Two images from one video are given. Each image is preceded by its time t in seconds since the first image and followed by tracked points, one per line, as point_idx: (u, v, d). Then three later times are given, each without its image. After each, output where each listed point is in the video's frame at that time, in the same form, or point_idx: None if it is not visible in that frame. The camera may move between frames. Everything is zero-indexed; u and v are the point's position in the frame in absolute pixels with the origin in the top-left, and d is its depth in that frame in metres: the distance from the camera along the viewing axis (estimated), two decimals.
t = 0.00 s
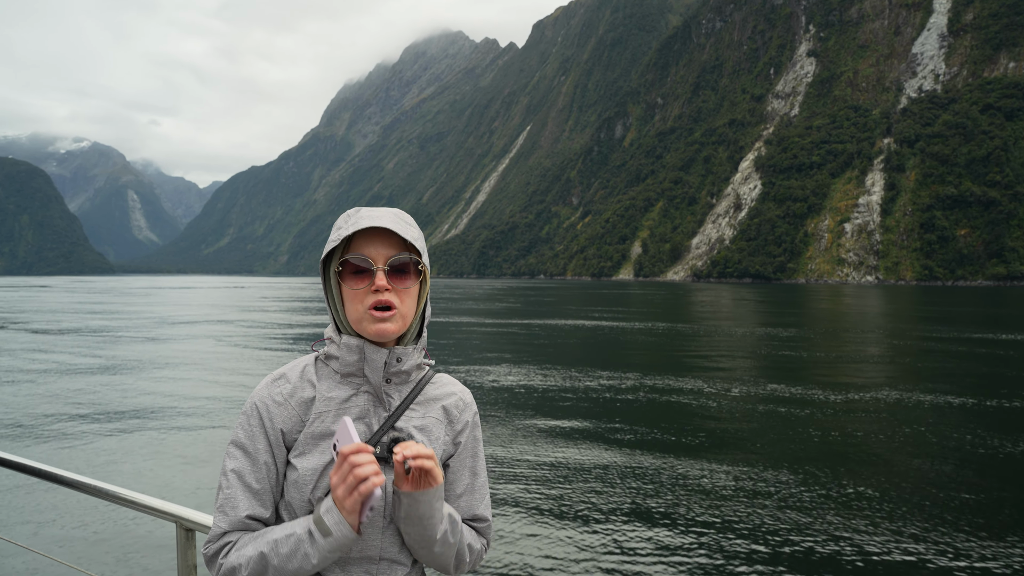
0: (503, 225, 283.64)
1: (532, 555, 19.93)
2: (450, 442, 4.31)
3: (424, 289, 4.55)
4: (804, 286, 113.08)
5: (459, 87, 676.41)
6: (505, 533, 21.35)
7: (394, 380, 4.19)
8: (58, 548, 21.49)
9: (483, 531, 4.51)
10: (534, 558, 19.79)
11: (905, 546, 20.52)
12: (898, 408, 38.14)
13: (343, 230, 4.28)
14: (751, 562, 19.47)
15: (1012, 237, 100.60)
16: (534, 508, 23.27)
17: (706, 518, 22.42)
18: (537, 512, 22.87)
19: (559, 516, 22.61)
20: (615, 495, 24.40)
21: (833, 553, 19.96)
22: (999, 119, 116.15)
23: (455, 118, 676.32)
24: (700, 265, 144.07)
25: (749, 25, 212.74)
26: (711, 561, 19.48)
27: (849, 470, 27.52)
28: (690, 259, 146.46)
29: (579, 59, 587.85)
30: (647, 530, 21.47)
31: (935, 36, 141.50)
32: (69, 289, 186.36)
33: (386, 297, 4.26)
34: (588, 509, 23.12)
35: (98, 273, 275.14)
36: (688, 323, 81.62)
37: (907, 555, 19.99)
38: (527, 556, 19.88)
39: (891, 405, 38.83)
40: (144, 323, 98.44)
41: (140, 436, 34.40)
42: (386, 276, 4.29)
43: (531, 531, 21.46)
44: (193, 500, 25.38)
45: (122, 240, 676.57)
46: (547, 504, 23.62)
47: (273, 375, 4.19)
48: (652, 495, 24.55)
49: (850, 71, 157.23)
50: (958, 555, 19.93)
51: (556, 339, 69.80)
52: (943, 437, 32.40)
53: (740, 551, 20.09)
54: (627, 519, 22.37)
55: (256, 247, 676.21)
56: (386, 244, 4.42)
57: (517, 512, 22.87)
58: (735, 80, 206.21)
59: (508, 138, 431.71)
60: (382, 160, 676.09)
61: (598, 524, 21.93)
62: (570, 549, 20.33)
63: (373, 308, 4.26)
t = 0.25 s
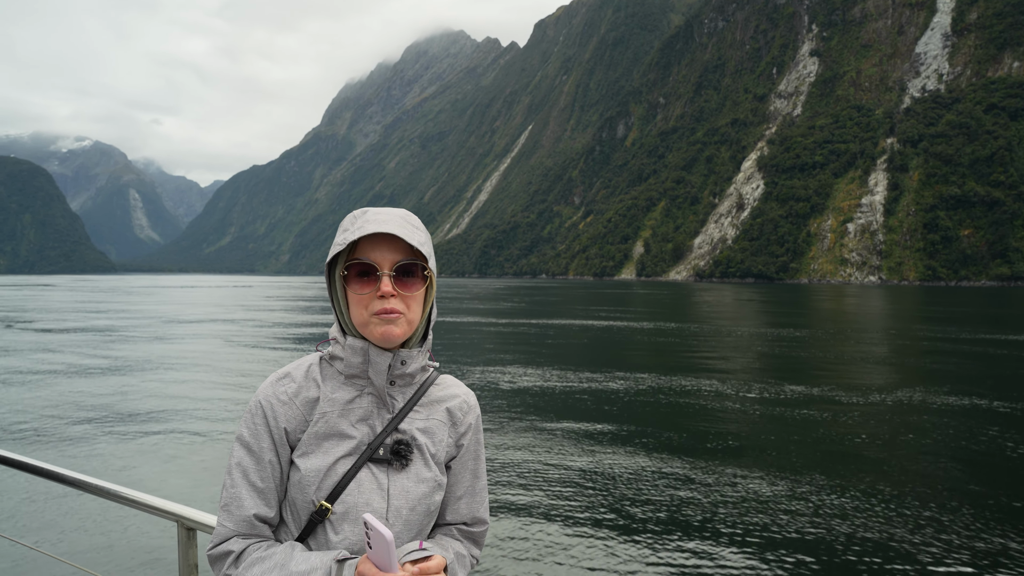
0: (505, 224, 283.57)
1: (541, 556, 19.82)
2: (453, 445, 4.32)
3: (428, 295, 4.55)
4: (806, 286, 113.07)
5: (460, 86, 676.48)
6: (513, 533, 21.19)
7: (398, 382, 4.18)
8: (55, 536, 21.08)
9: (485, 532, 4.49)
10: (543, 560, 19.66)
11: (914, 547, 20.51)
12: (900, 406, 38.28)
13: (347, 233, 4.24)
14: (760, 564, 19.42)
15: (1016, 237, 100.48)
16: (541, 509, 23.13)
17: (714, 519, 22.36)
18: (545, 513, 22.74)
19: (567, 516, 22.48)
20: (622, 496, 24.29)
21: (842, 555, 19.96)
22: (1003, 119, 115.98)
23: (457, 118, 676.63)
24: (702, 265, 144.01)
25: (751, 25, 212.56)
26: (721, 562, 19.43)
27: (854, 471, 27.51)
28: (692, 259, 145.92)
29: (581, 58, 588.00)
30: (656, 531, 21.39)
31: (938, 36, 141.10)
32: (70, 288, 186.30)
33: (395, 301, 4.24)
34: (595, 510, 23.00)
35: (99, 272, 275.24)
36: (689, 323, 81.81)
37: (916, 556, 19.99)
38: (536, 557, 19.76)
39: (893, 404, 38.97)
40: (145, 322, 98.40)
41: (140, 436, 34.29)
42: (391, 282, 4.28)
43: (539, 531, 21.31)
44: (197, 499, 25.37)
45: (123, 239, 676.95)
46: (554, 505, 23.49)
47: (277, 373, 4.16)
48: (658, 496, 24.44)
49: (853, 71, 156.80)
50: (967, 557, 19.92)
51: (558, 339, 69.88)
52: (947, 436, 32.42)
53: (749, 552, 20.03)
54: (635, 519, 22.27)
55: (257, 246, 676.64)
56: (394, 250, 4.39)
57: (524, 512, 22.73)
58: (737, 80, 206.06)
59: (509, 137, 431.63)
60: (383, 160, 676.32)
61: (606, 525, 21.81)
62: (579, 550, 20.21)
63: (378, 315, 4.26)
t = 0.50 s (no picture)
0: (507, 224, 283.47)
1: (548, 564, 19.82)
2: (458, 450, 4.35)
3: (437, 296, 4.58)
4: (810, 287, 112.89)
5: (462, 87, 676.68)
6: (519, 540, 21.18)
7: (405, 384, 4.21)
8: (59, 546, 21.25)
9: (488, 536, 4.52)
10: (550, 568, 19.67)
11: (920, 554, 20.54)
12: (902, 409, 38.37)
13: (357, 234, 4.27)
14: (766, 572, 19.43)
15: (1020, 238, 100.35)
16: (547, 515, 23.14)
17: (719, 526, 22.36)
18: (550, 520, 22.73)
19: (572, 523, 22.49)
20: (627, 501, 24.29)
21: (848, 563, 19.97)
22: (1007, 120, 115.82)
23: (458, 118, 676.83)
24: (705, 266, 143.79)
25: (754, 25, 212.33)
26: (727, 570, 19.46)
27: (857, 475, 27.53)
28: (695, 259, 145.64)
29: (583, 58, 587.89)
30: (662, 537, 21.40)
31: (941, 37, 141.03)
32: (72, 288, 186.18)
33: (402, 303, 4.28)
34: (601, 516, 23.01)
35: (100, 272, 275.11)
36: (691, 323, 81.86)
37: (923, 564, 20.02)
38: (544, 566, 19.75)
39: (895, 406, 39.04)
40: (148, 323, 98.44)
41: (143, 440, 34.41)
42: (401, 282, 4.31)
43: (545, 539, 21.32)
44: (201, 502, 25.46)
45: (125, 239, 677.10)
46: (559, 510, 23.50)
47: (285, 373, 4.19)
48: (663, 502, 24.44)
49: (856, 72, 156.51)
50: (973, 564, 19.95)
51: (560, 339, 70.11)
52: (949, 439, 32.48)
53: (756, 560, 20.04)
54: (640, 525, 22.28)
55: (259, 246, 676.85)
56: (402, 250, 4.43)
57: (529, 519, 22.72)
58: (740, 80, 205.83)
59: (511, 137, 431.48)
60: (385, 160, 676.69)
61: (612, 532, 21.82)
62: (585, 558, 20.20)
63: (386, 313, 4.29)
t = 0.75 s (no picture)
0: (507, 225, 283.45)
1: (550, 554, 19.80)
2: (461, 451, 4.36)
3: (443, 296, 4.59)
4: (811, 287, 112.78)
5: (462, 87, 676.78)
6: (520, 532, 21.14)
7: (409, 385, 4.22)
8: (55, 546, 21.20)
9: (490, 539, 4.53)
10: (552, 556, 19.66)
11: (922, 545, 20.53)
12: (903, 407, 38.37)
13: (365, 231, 4.29)
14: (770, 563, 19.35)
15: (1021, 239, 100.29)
16: (550, 508, 23.07)
17: (720, 518, 22.37)
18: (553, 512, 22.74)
19: (575, 515, 22.45)
20: (629, 495, 24.25)
21: (850, 554, 19.98)
22: (1008, 120, 115.79)
23: (459, 119, 676.91)
24: (706, 266, 143.71)
25: (755, 26, 212.26)
26: (730, 559, 19.48)
27: (859, 470, 27.56)
28: (696, 259, 145.52)
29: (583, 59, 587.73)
30: (664, 529, 21.41)
31: (942, 37, 141.08)
32: (72, 288, 186.05)
33: (407, 299, 4.31)
34: (604, 509, 22.98)
35: (100, 272, 274.86)
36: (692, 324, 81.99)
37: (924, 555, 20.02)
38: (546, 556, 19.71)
39: (896, 405, 39.06)
40: (148, 323, 98.39)
41: (144, 438, 34.42)
42: (407, 280, 4.32)
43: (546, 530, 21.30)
44: (201, 500, 25.39)
45: (124, 239, 676.87)
46: (562, 504, 23.41)
47: (288, 371, 4.22)
48: (664, 495, 24.41)
49: (857, 72, 156.75)
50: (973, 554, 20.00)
51: (562, 339, 70.29)
52: (950, 436, 32.44)
53: (757, 550, 20.07)
54: (642, 518, 22.27)
55: (259, 247, 676.65)
56: (409, 247, 4.45)
57: (532, 512, 22.70)
58: (741, 81, 205.71)
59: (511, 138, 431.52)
60: (386, 160, 676.80)
61: (615, 525, 21.77)
62: (587, 549, 20.15)
63: (393, 310, 4.30)
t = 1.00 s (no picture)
0: (507, 225, 283.48)
1: (554, 561, 19.80)
2: (462, 449, 4.33)
3: (445, 296, 4.58)
4: (811, 287, 112.81)
5: (463, 87, 676.73)
6: (525, 539, 21.12)
7: (411, 384, 4.20)
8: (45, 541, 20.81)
9: (491, 539, 4.50)
10: (556, 564, 19.66)
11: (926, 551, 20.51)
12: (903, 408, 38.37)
13: (368, 230, 4.28)
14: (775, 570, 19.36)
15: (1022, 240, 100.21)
16: (554, 514, 23.06)
17: (724, 522, 22.40)
18: (557, 518, 22.72)
19: (579, 521, 22.48)
20: (633, 500, 24.25)
21: (855, 560, 20.00)
22: (1009, 120, 115.75)
23: (459, 118, 676.83)
24: (706, 266, 143.83)
25: (756, 26, 212.18)
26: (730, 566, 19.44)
27: (862, 472, 27.59)
28: (696, 260, 145.40)
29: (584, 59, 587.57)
30: (669, 536, 21.38)
31: (944, 37, 141.18)
32: (72, 287, 185.97)
33: (410, 297, 4.29)
34: (608, 515, 22.98)
35: (99, 272, 274.70)
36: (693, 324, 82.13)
37: (928, 561, 20.04)
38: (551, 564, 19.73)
39: (897, 406, 39.04)
40: (149, 323, 98.39)
41: (144, 438, 34.43)
42: (410, 277, 4.30)
43: (552, 536, 21.30)
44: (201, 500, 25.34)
45: (124, 239, 676.83)
46: (567, 510, 23.41)
47: (290, 369, 4.24)
48: (668, 499, 24.42)
49: (858, 73, 156.71)
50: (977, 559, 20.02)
51: (562, 339, 70.21)
52: (951, 438, 32.40)
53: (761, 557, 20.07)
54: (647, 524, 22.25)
55: (259, 246, 676.58)
56: (412, 245, 4.44)
57: (537, 518, 22.70)
58: (741, 81, 205.70)
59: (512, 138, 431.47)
60: (386, 160, 676.86)
61: (619, 531, 21.78)
62: (593, 556, 20.15)
63: (395, 309, 4.29)
